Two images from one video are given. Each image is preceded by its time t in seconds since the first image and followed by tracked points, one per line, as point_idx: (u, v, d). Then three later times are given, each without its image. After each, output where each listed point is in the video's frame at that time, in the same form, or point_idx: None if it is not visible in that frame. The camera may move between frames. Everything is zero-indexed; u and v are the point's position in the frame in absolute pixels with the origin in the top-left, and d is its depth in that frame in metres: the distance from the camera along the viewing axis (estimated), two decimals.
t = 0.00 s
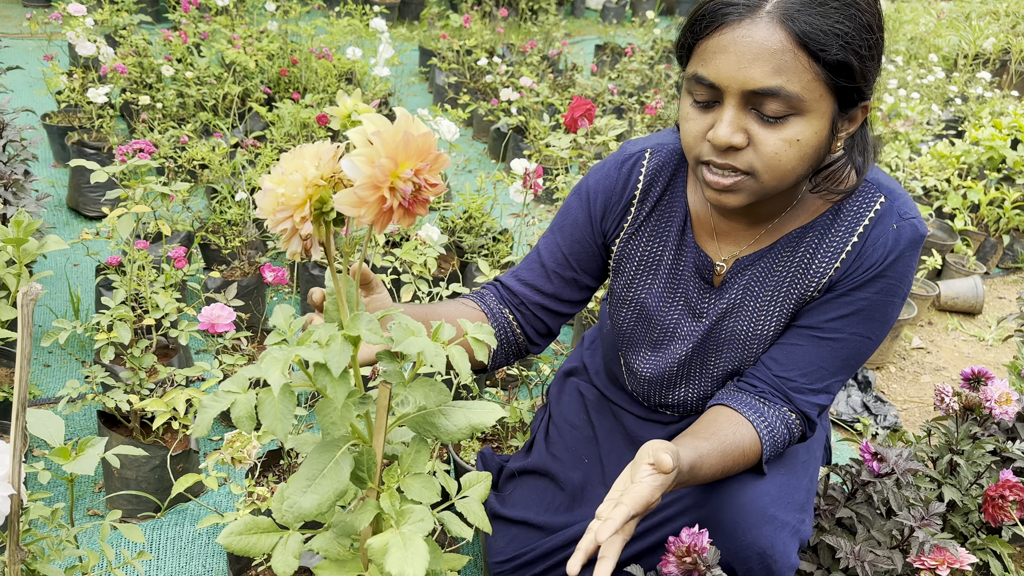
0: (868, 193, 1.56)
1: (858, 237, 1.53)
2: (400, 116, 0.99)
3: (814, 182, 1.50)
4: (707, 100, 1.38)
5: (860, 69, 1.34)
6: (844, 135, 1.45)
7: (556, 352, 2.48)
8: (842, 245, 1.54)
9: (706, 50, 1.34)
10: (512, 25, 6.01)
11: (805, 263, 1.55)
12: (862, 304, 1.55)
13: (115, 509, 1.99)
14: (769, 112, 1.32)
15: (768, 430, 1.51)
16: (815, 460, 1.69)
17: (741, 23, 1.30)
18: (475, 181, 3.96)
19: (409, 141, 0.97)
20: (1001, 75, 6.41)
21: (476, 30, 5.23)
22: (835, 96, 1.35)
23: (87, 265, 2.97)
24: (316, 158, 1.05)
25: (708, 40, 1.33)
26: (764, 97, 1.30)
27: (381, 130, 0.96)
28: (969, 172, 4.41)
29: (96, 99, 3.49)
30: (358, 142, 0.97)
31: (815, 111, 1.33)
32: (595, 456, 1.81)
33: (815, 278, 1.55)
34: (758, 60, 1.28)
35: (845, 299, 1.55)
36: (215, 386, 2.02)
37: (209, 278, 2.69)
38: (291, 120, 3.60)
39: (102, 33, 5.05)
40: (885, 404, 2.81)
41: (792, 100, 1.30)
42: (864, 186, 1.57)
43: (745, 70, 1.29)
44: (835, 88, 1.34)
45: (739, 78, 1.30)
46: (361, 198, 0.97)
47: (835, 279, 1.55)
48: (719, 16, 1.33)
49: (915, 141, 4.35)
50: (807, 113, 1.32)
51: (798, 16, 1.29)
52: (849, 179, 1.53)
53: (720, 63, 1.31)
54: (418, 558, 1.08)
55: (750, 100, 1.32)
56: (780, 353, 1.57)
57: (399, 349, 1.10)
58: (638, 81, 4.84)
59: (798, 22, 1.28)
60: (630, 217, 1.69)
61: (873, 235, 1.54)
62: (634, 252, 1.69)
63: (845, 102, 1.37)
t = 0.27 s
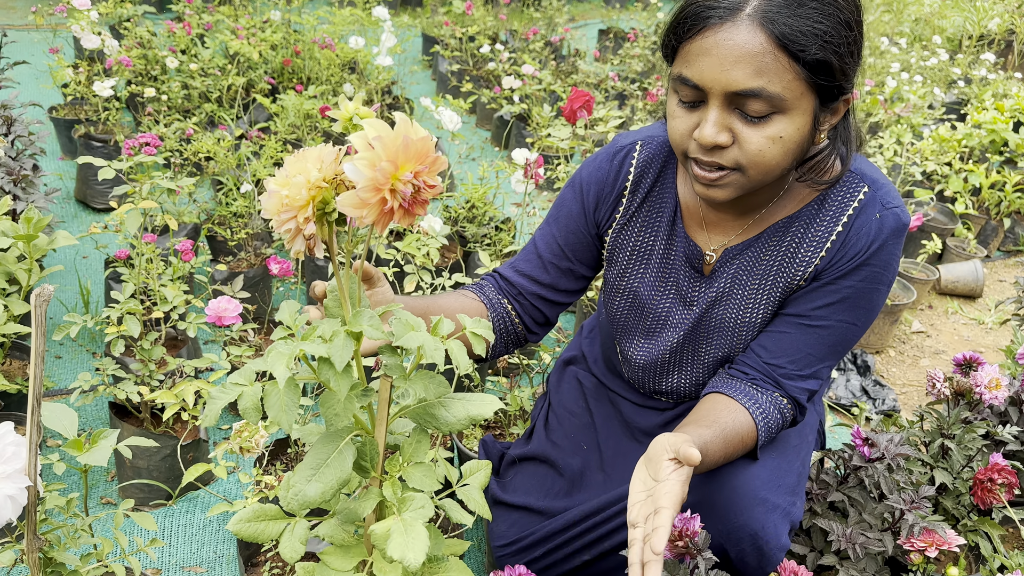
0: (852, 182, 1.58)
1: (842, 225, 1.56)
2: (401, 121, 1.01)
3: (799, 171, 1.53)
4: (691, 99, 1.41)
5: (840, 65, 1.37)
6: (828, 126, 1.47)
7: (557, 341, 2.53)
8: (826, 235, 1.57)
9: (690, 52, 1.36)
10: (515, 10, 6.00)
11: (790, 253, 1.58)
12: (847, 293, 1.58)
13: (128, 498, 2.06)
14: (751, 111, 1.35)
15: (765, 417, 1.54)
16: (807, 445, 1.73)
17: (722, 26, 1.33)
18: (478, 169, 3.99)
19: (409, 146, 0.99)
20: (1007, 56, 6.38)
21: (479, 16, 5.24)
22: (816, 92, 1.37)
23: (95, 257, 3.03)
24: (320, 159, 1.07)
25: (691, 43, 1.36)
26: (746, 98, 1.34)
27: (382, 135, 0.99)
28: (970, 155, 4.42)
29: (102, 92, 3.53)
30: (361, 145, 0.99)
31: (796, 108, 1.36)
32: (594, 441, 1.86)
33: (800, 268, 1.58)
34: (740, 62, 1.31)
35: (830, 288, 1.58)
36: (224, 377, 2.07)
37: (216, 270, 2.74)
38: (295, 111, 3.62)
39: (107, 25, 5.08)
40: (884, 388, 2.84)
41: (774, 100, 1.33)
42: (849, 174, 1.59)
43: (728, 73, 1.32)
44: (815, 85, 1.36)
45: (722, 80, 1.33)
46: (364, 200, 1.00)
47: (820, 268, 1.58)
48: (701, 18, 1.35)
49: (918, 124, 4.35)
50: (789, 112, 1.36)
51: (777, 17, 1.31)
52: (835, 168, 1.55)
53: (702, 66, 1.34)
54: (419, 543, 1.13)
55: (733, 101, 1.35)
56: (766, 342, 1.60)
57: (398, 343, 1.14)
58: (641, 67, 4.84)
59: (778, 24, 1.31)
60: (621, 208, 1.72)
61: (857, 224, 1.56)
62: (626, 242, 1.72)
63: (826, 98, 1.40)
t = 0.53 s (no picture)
0: (834, 164, 1.59)
1: (827, 206, 1.57)
2: (391, 117, 1.04)
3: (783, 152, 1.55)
4: (674, 87, 1.43)
5: (817, 48, 1.39)
6: (808, 108, 1.49)
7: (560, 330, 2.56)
8: (811, 217, 1.58)
9: (672, 41, 1.38)
10: None
11: (777, 236, 1.60)
12: (835, 274, 1.60)
13: (140, 487, 2.10)
14: (734, 96, 1.38)
15: (760, 403, 1.56)
16: (805, 428, 1.75)
17: (702, 14, 1.34)
18: (481, 159, 4.01)
19: (400, 141, 1.02)
20: (1010, 38, 6.35)
21: (481, 5, 5.25)
22: (795, 76, 1.40)
23: (104, 252, 3.07)
24: (316, 157, 1.10)
25: (672, 32, 1.38)
26: (729, 83, 1.36)
27: (374, 131, 1.02)
28: (973, 140, 4.43)
29: (107, 87, 3.56)
30: (353, 142, 1.01)
31: (778, 92, 1.38)
32: (596, 428, 1.90)
33: (787, 251, 1.60)
34: (721, 49, 1.33)
35: (818, 271, 1.60)
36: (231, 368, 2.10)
37: (222, 263, 2.77)
38: (298, 104, 3.65)
39: (110, 18, 5.10)
40: (886, 372, 2.86)
41: (756, 84, 1.35)
42: (829, 156, 1.60)
43: (711, 60, 1.34)
44: (794, 68, 1.38)
45: (704, 67, 1.35)
46: (357, 196, 1.03)
47: (807, 250, 1.60)
48: (681, 8, 1.37)
49: (921, 109, 4.34)
50: (770, 96, 1.38)
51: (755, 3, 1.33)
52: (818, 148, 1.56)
53: (685, 54, 1.36)
54: (422, 528, 1.17)
55: (716, 87, 1.37)
56: (757, 325, 1.63)
57: (399, 335, 1.17)
58: (643, 54, 4.84)
59: (756, 10, 1.33)
60: (613, 196, 1.75)
61: (841, 204, 1.58)
62: (620, 228, 1.75)
63: (805, 80, 1.42)
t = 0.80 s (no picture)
0: (814, 139, 1.64)
1: (808, 178, 1.61)
2: (397, 117, 1.06)
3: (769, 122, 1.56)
4: (664, 59, 1.47)
5: (801, 13, 1.42)
6: (792, 75, 1.54)
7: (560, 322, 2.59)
8: (793, 189, 1.62)
9: (661, 13, 1.41)
10: None
11: (761, 210, 1.64)
12: (818, 245, 1.61)
13: (149, 479, 2.14)
14: (723, 64, 1.42)
15: (736, 398, 1.59)
16: (803, 417, 1.79)
17: None
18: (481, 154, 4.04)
19: (406, 141, 1.05)
20: (1010, 28, 6.36)
21: None
22: (782, 40, 1.44)
23: (110, 248, 3.10)
24: (322, 156, 1.12)
25: (660, 4, 1.41)
26: (720, 51, 1.40)
27: (380, 131, 1.04)
28: (973, 129, 4.44)
29: (110, 85, 3.59)
30: (359, 142, 1.04)
31: (765, 57, 1.42)
32: (596, 418, 1.93)
33: (772, 224, 1.64)
34: (710, 17, 1.36)
35: (801, 242, 1.62)
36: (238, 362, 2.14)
37: (227, 259, 2.80)
38: (300, 100, 3.67)
39: (113, 16, 5.13)
40: (884, 362, 2.88)
41: (745, 51, 1.39)
42: (810, 133, 1.65)
43: (701, 29, 1.38)
44: (781, 34, 1.42)
45: (694, 36, 1.38)
46: (364, 194, 1.05)
47: (790, 223, 1.63)
48: None
49: (921, 99, 4.35)
50: (759, 62, 1.42)
51: None
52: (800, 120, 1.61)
53: (675, 25, 1.39)
54: (427, 515, 1.20)
55: (706, 56, 1.41)
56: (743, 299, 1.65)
57: (405, 329, 1.20)
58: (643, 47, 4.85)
59: None
60: (609, 172, 1.78)
61: (821, 176, 1.61)
62: (618, 206, 1.79)
63: (790, 45, 1.46)
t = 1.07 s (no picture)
0: (802, 135, 1.68)
1: (797, 172, 1.64)
2: (395, 125, 1.08)
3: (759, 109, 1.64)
4: (655, 51, 1.53)
5: None
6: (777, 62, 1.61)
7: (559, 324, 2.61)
8: (782, 183, 1.65)
9: (651, 6, 1.47)
10: None
11: (750, 203, 1.68)
12: (807, 238, 1.63)
13: (152, 482, 2.16)
14: (714, 50, 1.48)
15: (730, 393, 1.61)
16: (800, 413, 1.81)
17: None
18: (482, 156, 4.05)
19: (404, 149, 1.07)
20: (1008, 28, 6.37)
21: (481, 2, 5.28)
22: (768, 26, 1.50)
23: (113, 253, 3.13)
24: (322, 164, 1.14)
25: None
26: (710, 37, 1.46)
27: (379, 139, 1.06)
28: (971, 130, 4.46)
29: (113, 90, 3.61)
30: (358, 151, 1.06)
31: (754, 42, 1.48)
32: (595, 417, 1.95)
33: (762, 217, 1.66)
34: (700, 4, 1.43)
35: (790, 235, 1.64)
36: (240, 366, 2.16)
37: (229, 263, 2.83)
38: (301, 104, 3.69)
39: (115, 21, 5.16)
40: (882, 361, 2.90)
41: (734, 35, 1.45)
42: (798, 130, 1.69)
43: (691, 17, 1.44)
44: (767, 20, 1.49)
45: (685, 25, 1.45)
46: (363, 201, 1.07)
47: (779, 216, 1.66)
48: None
49: (920, 100, 4.36)
50: (748, 47, 1.48)
51: None
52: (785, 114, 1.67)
53: (666, 16, 1.46)
54: (426, 516, 1.22)
55: (697, 44, 1.47)
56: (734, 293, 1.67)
57: (404, 332, 1.22)
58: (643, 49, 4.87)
59: None
60: (606, 162, 1.81)
61: (809, 171, 1.64)
62: (614, 195, 1.81)
63: (775, 31, 1.53)
